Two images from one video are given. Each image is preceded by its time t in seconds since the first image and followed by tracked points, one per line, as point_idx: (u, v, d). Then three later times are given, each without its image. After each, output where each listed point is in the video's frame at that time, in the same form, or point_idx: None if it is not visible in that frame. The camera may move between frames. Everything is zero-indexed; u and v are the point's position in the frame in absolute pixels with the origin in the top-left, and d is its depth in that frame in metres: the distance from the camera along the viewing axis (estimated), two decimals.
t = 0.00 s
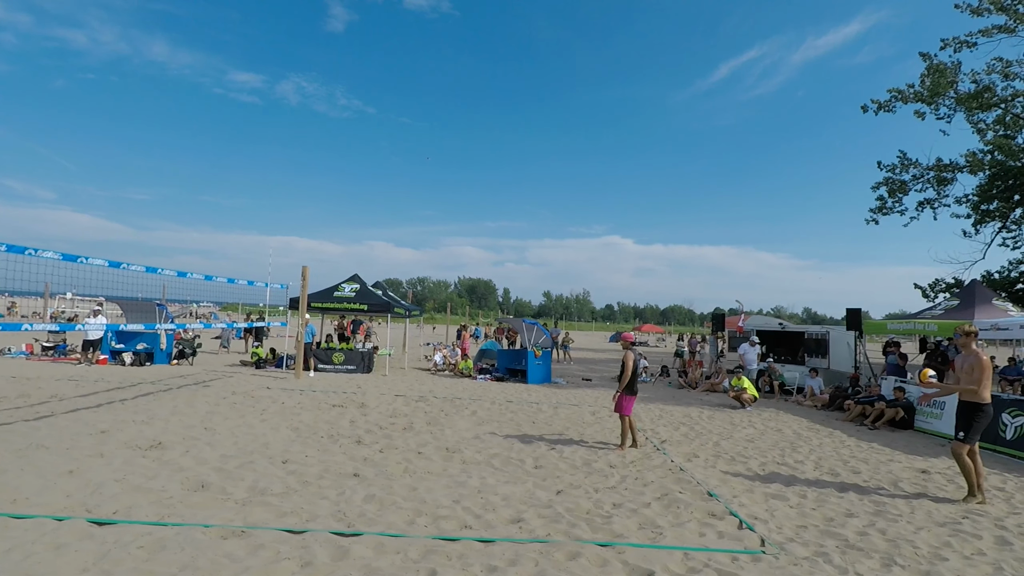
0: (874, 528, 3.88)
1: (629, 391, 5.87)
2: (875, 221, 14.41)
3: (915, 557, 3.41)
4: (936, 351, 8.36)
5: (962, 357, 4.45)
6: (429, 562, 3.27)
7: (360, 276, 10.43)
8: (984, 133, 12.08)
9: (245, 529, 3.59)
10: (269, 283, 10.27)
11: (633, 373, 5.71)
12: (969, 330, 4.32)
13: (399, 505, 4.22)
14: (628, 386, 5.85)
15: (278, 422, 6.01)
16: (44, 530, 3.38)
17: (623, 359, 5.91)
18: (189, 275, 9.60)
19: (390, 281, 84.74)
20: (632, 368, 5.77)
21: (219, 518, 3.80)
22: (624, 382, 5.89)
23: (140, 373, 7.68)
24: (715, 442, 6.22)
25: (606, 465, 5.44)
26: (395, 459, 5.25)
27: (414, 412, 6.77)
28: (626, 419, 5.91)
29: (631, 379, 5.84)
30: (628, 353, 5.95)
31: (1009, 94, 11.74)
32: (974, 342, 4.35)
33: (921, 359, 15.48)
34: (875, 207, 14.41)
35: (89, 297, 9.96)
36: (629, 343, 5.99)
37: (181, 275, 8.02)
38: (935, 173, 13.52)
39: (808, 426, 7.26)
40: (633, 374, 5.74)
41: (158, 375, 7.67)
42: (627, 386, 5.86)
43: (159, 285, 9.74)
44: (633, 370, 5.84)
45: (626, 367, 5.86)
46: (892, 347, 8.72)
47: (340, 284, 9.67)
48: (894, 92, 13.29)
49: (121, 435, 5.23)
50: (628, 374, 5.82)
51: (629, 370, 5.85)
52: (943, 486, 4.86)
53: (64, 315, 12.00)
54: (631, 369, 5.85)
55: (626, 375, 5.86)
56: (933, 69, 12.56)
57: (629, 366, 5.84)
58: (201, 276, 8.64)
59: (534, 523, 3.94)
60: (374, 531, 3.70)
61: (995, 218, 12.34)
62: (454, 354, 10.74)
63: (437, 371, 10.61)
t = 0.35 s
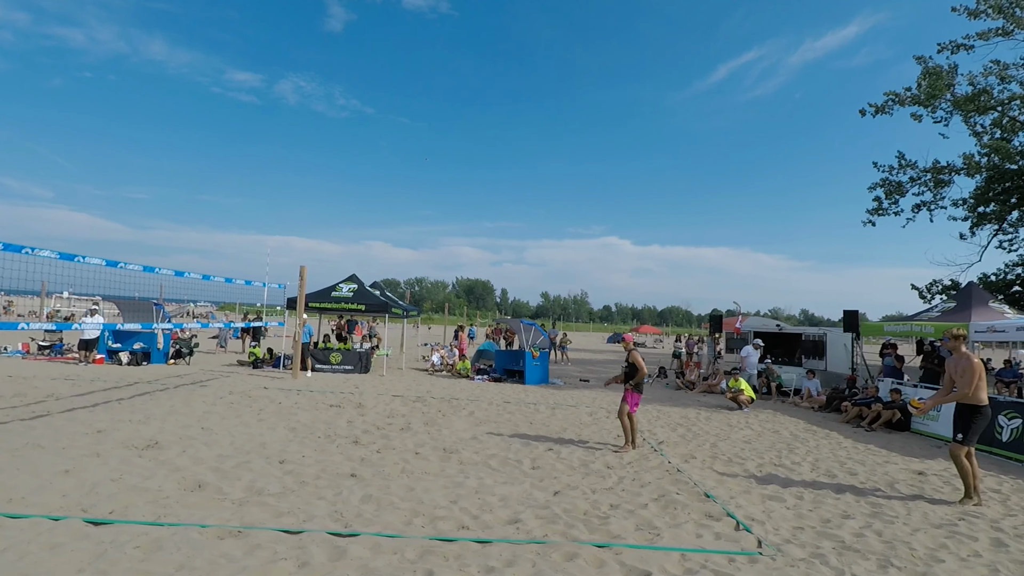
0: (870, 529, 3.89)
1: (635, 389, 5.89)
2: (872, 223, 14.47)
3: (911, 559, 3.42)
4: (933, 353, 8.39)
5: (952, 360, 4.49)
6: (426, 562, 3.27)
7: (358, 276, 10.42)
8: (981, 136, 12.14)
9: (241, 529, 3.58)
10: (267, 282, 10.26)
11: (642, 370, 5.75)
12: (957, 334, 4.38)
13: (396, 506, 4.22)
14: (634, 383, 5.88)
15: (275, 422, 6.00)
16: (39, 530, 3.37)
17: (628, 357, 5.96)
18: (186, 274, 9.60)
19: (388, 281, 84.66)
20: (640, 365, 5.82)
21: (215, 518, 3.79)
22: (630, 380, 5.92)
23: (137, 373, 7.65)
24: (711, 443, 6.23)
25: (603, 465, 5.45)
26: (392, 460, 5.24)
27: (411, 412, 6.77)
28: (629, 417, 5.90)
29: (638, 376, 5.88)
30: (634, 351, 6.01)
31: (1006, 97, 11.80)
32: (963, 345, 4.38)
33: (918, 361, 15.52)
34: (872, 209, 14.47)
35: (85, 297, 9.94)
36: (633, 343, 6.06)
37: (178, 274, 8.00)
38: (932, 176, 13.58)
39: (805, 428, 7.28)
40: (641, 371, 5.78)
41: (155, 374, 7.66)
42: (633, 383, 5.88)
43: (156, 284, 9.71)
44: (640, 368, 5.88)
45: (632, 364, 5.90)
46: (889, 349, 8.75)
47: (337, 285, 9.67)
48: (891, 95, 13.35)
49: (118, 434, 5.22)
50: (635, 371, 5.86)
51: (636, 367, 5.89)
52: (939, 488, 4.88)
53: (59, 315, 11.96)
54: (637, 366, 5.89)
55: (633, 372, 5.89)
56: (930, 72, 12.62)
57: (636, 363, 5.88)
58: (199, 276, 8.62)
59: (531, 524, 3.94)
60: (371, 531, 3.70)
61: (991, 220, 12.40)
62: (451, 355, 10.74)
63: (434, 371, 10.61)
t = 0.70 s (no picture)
0: (867, 531, 3.90)
1: (639, 392, 5.92)
2: (870, 225, 14.50)
3: (908, 561, 3.43)
4: (930, 355, 8.41)
5: (946, 363, 4.48)
6: (423, 563, 3.27)
7: (356, 276, 10.41)
8: (979, 139, 12.17)
9: (238, 529, 3.57)
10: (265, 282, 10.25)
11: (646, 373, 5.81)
12: (946, 338, 4.39)
13: (393, 506, 4.22)
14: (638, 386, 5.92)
15: (272, 422, 5.99)
16: (35, 529, 3.36)
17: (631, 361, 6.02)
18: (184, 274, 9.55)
19: (386, 282, 84.63)
20: (643, 368, 5.87)
21: (213, 517, 3.79)
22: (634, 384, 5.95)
23: (134, 372, 7.63)
24: (709, 445, 6.23)
25: (600, 466, 5.45)
26: (389, 460, 5.24)
27: (409, 412, 6.76)
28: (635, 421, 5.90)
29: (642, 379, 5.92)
30: (637, 355, 6.07)
31: (1004, 100, 11.83)
32: (954, 347, 4.37)
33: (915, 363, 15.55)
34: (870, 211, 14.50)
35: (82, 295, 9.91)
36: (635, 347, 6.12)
37: (176, 273, 7.99)
38: (930, 179, 13.61)
39: (802, 429, 7.29)
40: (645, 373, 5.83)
41: (152, 373, 7.64)
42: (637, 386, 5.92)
43: (154, 283, 9.69)
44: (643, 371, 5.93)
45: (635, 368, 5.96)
46: (887, 351, 8.77)
47: (335, 284, 9.66)
48: (890, 98, 13.38)
49: (115, 433, 5.21)
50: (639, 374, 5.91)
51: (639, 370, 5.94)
52: (935, 490, 4.89)
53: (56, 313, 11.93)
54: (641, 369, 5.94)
55: (637, 376, 5.94)
56: (927, 75, 12.65)
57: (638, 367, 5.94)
58: (197, 275, 8.61)
59: (528, 525, 3.94)
60: (369, 531, 3.70)
61: (988, 223, 12.43)
62: (449, 355, 10.74)
63: (432, 372, 10.60)
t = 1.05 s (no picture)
0: (865, 530, 3.90)
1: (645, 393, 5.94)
2: (869, 225, 14.51)
3: (907, 560, 3.43)
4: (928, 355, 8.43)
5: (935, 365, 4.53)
6: (422, 562, 3.26)
7: (355, 274, 10.39)
8: (978, 139, 12.18)
9: (237, 527, 3.57)
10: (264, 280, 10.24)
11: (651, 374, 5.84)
12: (936, 339, 4.44)
13: (392, 505, 4.22)
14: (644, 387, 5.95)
15: (270, 421, 5.98)
16: (33, 527, 3.36)
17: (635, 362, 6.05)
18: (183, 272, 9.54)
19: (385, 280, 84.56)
20: (648, 369, 5.90)
21: (211, 516, 3.78)
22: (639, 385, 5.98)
23: (133, 370, 7.62)
24: (708, 444, 6.24)
25: (599, 466, 5.45)
26: (388, 459, 5.24)
27: (407, 411, 6.76)
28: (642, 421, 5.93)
29: (648, 380, 5.94)
30: (641, 356, 6.09)
31: (1002, 100, 11.84)
32: (942, 349, 4.45)
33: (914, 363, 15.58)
34: (869, 211, 14.51)
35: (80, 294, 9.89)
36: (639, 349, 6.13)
37: (175, 271, 7.98)
38: (929, 179, 13.63)
39: (801, 428, 7.30)
40: (651, 373, 5.87)
41: (150, 372, 7.62)
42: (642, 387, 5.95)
43: (152, 282, 9.68)
44: (648, 372, 5.95)
45: (640, 369, 5.99)
46: (885, 350, 8.79)
47: (334, 283, 9.64)
48: (889, 98, 13.39)
49: (113, 432, 5.20)
50: (644, 375, 5.94)
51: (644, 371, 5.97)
52: (933, 490, 4.90)
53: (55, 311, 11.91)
54: (647, 370, 5.96)
55: (642, 377, 5.97)
56: (926, 74, 12.67)
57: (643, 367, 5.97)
58: (196, 273, 8.59)
59: (527, 524, 3.94)
60: (367, 530, 3.69)
61: (987, 223, 12.44)
62: (448, 354, 10.73)
63: (431, 371, 10.60)
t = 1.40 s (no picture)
0: (864, 531, 3.90)
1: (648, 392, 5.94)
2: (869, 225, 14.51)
3: (906, 561, 3.43)
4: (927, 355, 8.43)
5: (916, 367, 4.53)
6: (420, 561, 3.27)
7: (354, 274, 10.39)
8: (978, 138, 12.18)
9: (236, 527, 3.57)
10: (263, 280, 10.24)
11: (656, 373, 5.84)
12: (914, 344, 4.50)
13: (391, 504, 4.22)
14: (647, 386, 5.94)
15: (270, 420, 5.98)
16: (32, 526, 3.36)
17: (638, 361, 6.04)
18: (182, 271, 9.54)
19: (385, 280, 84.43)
20: (652, 367, 5.90)
21: (210, 515, 3.78)
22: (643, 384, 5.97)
23: (132, 370, 7.61)
24: (707, 444, 6.24)
25: (598, 466, 5.44)
26: (386, 458, 5.24)
27: (406, 411, 6.76)
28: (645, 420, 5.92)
29: (652, 378, 5.93)
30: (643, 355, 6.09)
31: (1002, 99, 11.85)
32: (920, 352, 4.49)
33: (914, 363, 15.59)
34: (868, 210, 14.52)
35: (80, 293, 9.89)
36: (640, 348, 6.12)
37: (174, 270, 7.98)
38: (929, 178, 13.64)
39: (800, 428, 7.30)
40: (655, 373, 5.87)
41: (149, 371, 7.62)
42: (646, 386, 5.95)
43: (152, 281, 9.68)
44: (651, 371, 5.94)
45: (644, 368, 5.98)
46: (884, 351, 8.79)
47: (333, 283, 9.65)
48: (888, 96, 13.40)
49: (111, 431, 5.20)
50: (647, 374, 5.94)
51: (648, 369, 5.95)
52: (933, 490, 4.90)
53: (54, 311, 11.91)
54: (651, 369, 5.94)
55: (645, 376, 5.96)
56: (926, 73, 12.69)
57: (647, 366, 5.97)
58: (196, 273, 8.59)
59: (526, 523, 3.94)
60: (366, 530, 3.69)
61: (987, 223, 12.45)
62: (447, 354, 10.73)
63: (430, 370, 10.60)
